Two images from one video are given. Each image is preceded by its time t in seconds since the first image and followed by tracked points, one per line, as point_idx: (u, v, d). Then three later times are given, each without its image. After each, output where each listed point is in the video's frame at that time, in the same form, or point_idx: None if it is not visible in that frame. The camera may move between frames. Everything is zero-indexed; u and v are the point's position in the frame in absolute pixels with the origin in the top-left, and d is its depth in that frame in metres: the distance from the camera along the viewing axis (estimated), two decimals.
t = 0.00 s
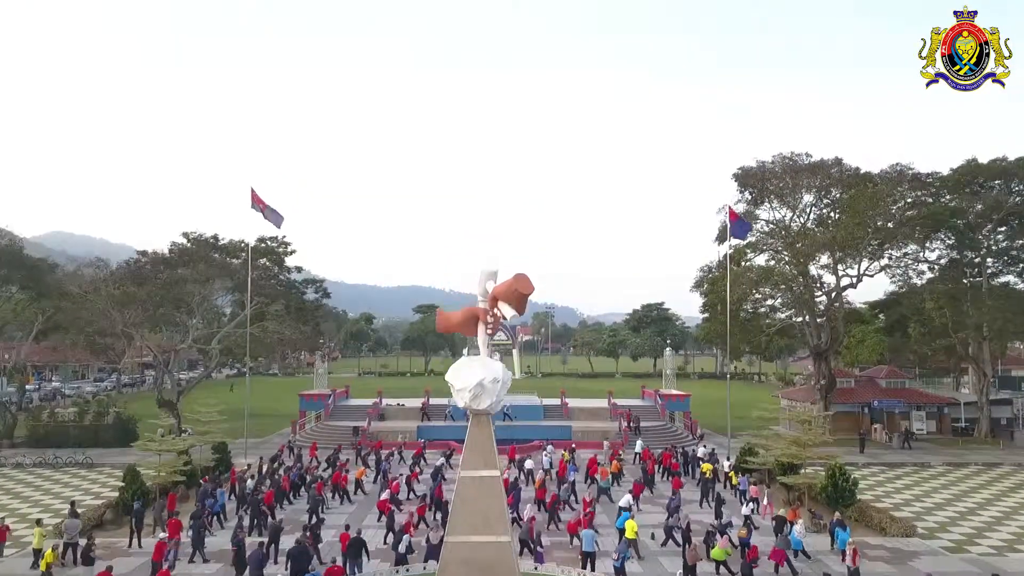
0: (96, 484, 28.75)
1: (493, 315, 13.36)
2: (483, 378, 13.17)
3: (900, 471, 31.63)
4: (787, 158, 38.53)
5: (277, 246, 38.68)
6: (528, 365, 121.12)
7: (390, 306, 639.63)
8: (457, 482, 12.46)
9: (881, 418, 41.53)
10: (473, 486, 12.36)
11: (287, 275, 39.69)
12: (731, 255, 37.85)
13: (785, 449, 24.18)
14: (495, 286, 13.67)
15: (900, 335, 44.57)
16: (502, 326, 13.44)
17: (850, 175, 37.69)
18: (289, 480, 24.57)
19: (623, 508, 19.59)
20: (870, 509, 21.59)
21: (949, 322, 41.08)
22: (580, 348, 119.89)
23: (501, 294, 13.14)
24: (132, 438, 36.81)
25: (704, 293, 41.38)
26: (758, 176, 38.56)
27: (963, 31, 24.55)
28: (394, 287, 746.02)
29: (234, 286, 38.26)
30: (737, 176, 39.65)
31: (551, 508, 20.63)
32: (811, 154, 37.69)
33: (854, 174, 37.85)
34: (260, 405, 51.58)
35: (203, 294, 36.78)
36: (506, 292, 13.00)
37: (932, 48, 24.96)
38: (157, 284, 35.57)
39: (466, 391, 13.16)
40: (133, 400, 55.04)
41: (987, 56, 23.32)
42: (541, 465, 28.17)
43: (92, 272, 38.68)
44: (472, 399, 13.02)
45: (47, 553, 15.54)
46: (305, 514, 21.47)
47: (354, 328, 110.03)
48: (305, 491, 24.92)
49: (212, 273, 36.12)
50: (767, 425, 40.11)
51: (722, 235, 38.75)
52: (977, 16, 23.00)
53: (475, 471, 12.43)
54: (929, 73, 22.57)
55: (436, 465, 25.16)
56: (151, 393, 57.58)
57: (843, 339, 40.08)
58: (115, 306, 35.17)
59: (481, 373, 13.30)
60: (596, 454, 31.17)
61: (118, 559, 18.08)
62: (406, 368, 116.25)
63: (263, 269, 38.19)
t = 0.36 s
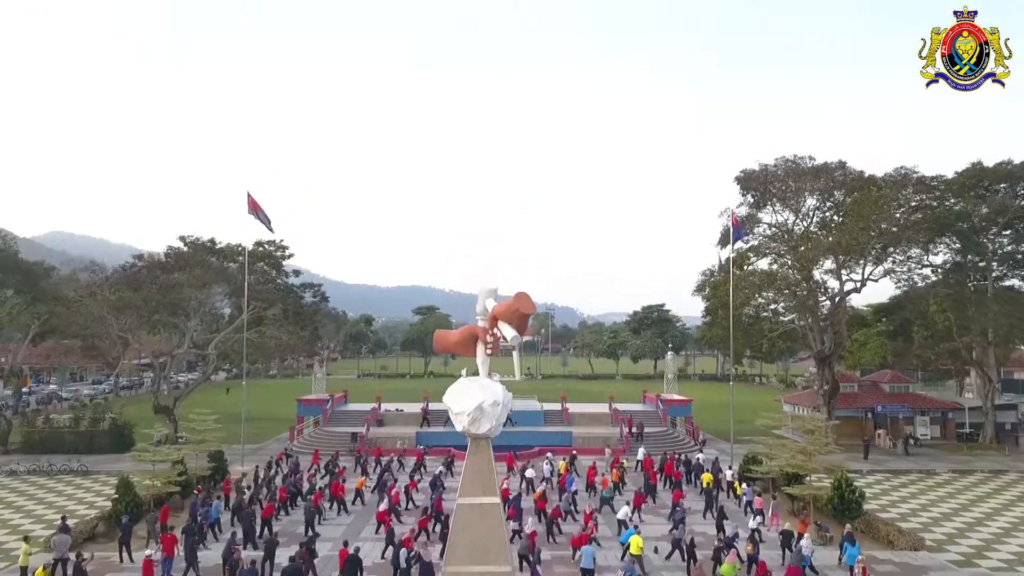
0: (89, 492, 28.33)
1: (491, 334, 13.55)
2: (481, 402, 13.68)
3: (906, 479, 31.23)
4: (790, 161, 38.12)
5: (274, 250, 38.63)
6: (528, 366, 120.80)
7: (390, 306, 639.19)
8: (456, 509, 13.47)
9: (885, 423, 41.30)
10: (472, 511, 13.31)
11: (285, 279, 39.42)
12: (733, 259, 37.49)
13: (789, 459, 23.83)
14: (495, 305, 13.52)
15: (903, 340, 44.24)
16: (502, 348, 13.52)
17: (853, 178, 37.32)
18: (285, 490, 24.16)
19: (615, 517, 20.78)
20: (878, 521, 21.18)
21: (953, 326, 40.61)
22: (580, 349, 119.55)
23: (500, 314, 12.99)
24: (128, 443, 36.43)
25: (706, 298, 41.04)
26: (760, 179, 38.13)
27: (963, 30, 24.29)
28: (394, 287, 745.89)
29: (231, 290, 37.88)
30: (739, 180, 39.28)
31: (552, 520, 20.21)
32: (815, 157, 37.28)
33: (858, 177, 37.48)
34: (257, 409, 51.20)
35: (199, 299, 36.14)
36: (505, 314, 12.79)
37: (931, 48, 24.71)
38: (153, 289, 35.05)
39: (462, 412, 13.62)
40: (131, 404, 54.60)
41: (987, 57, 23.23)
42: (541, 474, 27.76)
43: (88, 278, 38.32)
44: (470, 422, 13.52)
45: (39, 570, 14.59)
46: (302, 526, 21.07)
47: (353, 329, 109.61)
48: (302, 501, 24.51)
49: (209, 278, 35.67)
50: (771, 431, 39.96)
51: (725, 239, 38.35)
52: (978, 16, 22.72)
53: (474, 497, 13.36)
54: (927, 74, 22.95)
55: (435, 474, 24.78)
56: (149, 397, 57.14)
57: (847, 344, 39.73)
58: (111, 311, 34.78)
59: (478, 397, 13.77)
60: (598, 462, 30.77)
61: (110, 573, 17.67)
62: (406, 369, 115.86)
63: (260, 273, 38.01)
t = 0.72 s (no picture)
0: (83, 500, 27.88)
1: (491, 354, 14.10)
2: (479, 428, 13.90)
3: (912, 486, 30.89)
4: (793, 164, 37.74)
5: (272, 254, 38.53)
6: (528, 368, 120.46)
7: (390, 306, 638.83)
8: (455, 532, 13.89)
9: (888, 429, 41.16)
10: (471, 538, 13.78)
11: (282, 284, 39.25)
12: (736, 263, 37.11)
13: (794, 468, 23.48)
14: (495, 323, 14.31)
15: (907, 344, 43.86)
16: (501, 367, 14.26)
17: (857, 181, 36.98)
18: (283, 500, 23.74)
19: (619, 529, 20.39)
20: (886, 532, 20.73)
21: (957, 330, 40.35)
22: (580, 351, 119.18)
23: (500, 333, 13.69)
24: (124, 449, 36.03)
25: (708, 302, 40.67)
26: (763, 182, 37.76)
27: (962, 31, 24.12)
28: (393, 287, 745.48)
29: (229, 294, 37.55)
30: (741, 183, 38.91)
31: (555, 532, 19.75)
32: (818, 160, 36.93)
33: (862, 180, 37.14)
34: (254, 414, 50.76)
35: (195, 304, 35.78)
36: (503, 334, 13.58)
37: (930, 48, 24.50)
38: (149, 294, 34.63)
39: (462, 437, 13.87)
40: (127, 408, 54.23)
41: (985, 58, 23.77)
42: (543, 482, 27.37)
43: (83, 283, 37.88)
44: (469, 447, 13.79)
45: None
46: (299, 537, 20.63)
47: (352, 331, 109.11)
48: (300, 511, 24.08)
49: (206, 282, 35.33)
50: (776, 438, 39.80)
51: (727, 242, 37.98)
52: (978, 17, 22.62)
53: (474, 524, 13.76)
54: (927, 74, 23.62)
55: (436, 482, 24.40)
56: (145, 401, 56.66)
57: (850, 349, 39.35)
58: (105, 317, 34.26)
59: (477, 422, 14.00)
60: (600, 469, 30.38)
61: None
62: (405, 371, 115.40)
63: (258, 277, 37.87)
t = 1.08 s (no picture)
0: (77, 508, 27.50)
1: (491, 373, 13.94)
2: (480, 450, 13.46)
3: (918, 493, 30.51)
4: (796, 166, 37.35)
5: (269, 257, 38.33)
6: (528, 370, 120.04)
7: (390, 307, 638.51)
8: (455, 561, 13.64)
9: (892, 434, 40.89)
10: (470, 569, 13.52)
11: (279, 287, 39.02)
12: (738, 267, 36.71)
13: (798, 477, 23.15)
14: (494, 341, 14.20)
15: (911, 348, 43.49)
16: (501, 387, 14.15)
17: (861, 183, 36.58)
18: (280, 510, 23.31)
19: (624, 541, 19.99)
20: (894, 544, 20.33)
21: (962, 334, 40.01)
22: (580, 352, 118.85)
23: (500, 352, 13.52)
24: (119, 455, 35.63)
25: (710, 305, 40.31)
26: (765, 185, 37.40)
27: (963, 29, 23.68)
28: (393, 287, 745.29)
29: (226, 297, 37.15)
30: (743, 185, 38.52)
31: (557, 543, 19.35)
32: (822, 162, 36.54)
33: (866, 183, 36.73)
34: (252, 416, 50.48)
35: (192, 308, 35.55)
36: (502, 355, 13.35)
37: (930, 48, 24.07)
38: (146, 298, 34.16)
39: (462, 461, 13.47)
40: (124, 412, 53.86)
41: (987, 57, 23.36)
42: (545, 490, 26.97)
43: (78, 287, 37.44)
44: (470, 470, 13.39)
45: None
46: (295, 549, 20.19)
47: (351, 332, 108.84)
48: (297, 520, 23.65)
49: (203, 286, 34.91)
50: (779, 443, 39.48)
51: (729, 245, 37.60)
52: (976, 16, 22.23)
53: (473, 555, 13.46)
54: (928, 74, 23.21)
55: (436, 490, 24.00)
56: (143, 404, 56.29)
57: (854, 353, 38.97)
58: (101, 321, 33.94)
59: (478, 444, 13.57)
60: (602, 477, 29.98)
61: None
62: (405, 372, 114.98)
63: (255, 281, 37.60)
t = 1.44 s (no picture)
0: (71, 517, 27.04)
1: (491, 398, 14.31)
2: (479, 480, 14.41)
3: (924, 502, 30.14)
4: (800, 169, 36.99)
5: (267, 262, 38.15)
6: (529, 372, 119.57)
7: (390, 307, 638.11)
8: None
9: (896, 438, 40.79)
10: None
11: (276, 291, 38.76)
12: (741, 271, 36.32)
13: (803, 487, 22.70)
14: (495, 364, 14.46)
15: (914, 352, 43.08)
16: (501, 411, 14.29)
17: (865, 186, 36.22)
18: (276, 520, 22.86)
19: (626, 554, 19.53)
20: (903, 558, 19.83)
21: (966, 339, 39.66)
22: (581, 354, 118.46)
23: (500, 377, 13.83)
24: (114, 462, 35.17)
25: (712, 309, 39.97)
26: (768, 188, 37.03)
27: (961, 30, 24.55)
28: (393, 288, 744.92)
29: (223, 303, 36.71)
30: (746, 188, 38.16)
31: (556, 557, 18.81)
32: (825, 165, 36.18)
33: (871, 186, 36.33)
34: (250, 420, 50.11)
35: (189, 313, 35.17)
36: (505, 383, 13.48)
37: (930, 47, 24.94)
38: (142, 304, 33.62)
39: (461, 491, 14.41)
40: (121, 416, 53.43)
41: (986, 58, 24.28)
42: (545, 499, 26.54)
43: (73, 291, 37.02)
44: (469, 499, 14.31)
45: None
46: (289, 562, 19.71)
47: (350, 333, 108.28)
48: (293, 531, 23.21)
49: (200, 291, 34.45)
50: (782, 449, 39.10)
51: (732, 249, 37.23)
52: (974, 16, 22.94)
53: None
54: (927, 74, 24.41)
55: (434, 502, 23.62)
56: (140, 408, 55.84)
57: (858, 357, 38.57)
58: (97, 326, 33.54)
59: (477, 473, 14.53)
60: (603, 485, 29.58)
61: None
62: (404, 374, 114.46)
63: (253, 285, 37.30)
